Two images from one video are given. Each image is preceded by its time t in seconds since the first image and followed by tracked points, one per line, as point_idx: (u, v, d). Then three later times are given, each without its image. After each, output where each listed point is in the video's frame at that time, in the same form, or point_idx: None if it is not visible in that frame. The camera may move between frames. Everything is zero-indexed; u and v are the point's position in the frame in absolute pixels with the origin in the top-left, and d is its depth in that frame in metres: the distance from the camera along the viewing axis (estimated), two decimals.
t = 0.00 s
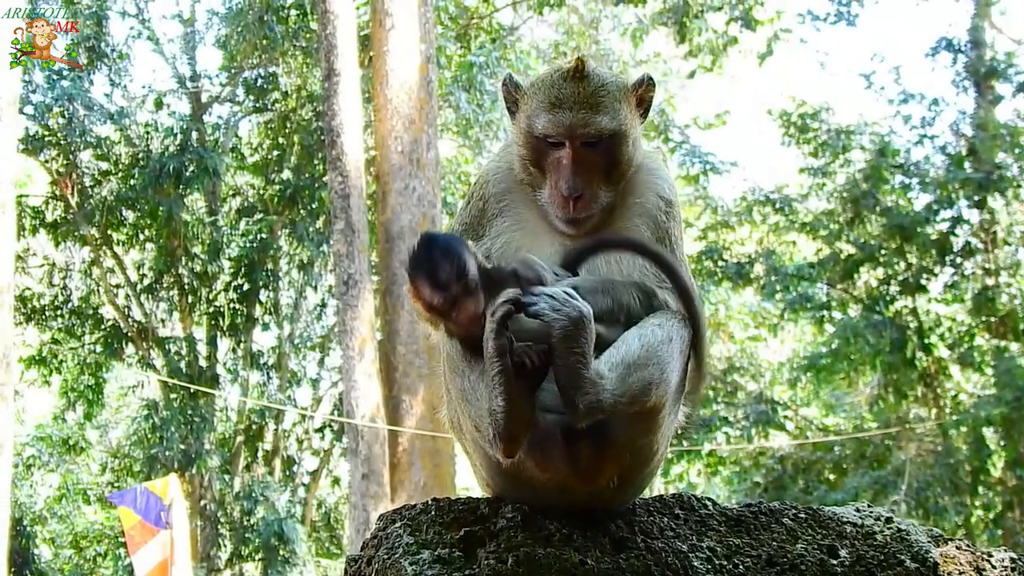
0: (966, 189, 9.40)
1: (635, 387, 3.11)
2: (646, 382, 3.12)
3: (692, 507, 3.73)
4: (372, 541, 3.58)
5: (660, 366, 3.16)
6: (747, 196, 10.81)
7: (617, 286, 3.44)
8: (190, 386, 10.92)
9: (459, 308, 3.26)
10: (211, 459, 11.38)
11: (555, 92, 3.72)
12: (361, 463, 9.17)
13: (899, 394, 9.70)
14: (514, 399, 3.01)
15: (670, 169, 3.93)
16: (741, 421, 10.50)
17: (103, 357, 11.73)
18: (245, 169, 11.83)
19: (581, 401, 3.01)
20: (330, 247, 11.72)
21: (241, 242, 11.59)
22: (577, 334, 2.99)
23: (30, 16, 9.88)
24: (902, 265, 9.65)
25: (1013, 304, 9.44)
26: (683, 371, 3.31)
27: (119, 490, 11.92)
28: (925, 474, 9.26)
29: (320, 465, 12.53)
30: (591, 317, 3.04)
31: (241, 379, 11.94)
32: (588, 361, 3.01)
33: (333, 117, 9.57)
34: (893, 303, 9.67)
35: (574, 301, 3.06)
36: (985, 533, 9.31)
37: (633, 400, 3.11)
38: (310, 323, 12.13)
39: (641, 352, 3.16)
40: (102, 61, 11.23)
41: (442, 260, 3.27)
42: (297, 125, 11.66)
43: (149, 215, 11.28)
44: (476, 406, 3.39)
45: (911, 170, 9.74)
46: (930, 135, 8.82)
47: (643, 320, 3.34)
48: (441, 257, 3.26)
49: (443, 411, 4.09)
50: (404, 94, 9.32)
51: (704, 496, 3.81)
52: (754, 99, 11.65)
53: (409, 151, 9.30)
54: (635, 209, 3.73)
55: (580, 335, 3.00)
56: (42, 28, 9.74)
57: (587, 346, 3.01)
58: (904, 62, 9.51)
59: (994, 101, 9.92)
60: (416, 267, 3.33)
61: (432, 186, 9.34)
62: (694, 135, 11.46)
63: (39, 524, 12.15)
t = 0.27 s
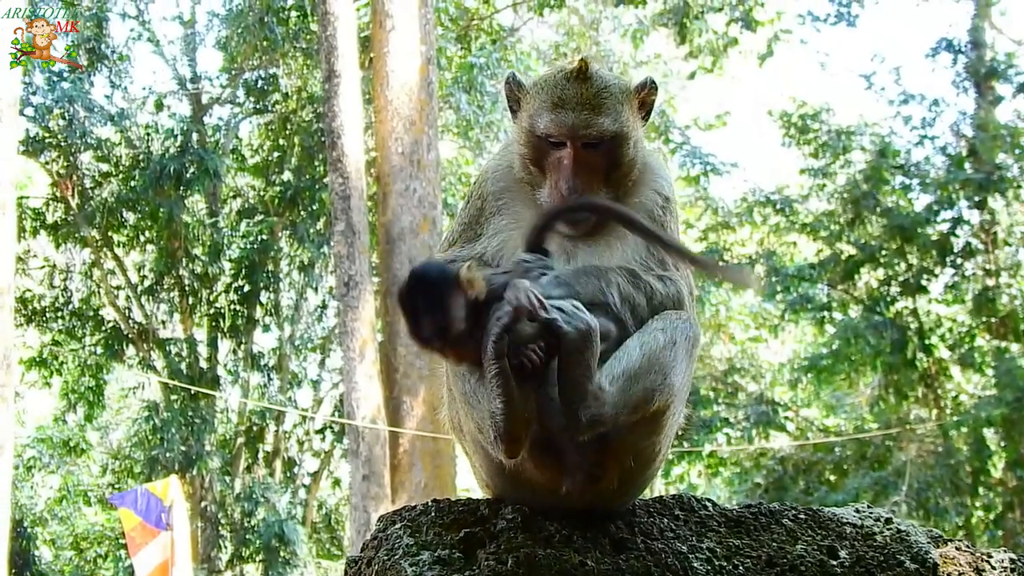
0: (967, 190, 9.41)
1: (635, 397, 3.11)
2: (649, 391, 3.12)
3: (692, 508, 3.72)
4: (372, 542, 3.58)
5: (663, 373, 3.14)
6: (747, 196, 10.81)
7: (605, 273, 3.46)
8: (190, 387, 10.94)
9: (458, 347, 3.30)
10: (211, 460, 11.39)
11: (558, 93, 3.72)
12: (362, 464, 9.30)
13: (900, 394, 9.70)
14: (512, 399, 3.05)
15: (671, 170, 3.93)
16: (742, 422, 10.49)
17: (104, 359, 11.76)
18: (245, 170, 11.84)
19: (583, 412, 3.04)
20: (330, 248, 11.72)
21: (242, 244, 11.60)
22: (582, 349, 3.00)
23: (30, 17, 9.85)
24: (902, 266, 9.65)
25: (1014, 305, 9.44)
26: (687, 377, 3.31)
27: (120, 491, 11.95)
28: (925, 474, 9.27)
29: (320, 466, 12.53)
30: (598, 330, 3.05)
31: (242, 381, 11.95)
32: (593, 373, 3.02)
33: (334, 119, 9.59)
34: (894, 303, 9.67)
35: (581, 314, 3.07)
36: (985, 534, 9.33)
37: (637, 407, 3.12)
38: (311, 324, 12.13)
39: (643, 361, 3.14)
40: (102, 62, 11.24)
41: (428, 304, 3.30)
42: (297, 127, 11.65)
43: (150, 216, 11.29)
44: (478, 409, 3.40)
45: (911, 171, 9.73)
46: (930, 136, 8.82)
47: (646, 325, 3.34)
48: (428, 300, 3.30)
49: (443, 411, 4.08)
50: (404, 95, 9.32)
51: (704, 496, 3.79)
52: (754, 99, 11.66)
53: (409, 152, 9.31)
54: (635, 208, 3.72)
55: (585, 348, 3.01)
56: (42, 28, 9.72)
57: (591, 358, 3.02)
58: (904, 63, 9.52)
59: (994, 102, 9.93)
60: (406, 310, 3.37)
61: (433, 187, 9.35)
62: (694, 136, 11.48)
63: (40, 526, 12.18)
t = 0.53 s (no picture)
0: (966, 190, 9.43)
1: (636, 406, 3.11)
2: (650, 399, 3.13)
3: (691, 509, 3.72)
4: (371, 543, 3.58)
5: (663, 379, 3.15)
6: (748, 197, 10.81)
7: (596, 265, 3.41)
8: (190, 388, 10.94)
9: (459, 369, 3.22)
10: (211, 461, 11.39)
11: (556, 91, 3.71)
12: (362, 465, 9.30)
13: (900, 395, 9.71)
14: (513, 401, 2.94)
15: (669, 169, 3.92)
16: (742, 422, 10.47)
17: (104, 359, 11.77)
18: (246, 171, 11.84)
19: (583, 424, 3.05)
20: (330, 249, 11.72)
21: (242, 244, 11.61)
22: (583, 361, 2.99)
23: (30, 17, 9.83)
24: (902, 266, 9.66)
25: (1014, 305, 9.46)
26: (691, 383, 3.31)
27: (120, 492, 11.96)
28: (925, 475, 9.28)
29: (320, 467, 12.54)
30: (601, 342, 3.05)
31: (242, 381, 11.95)
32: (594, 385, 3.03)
33: (334, 119, 9.60)
34: (894, 304, 9.68)
35: (585, 326, 3.07)
36: (985, 535, 9.34)
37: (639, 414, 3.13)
38: (311, 325, 12.13)
39: (643, 369, 3.14)
40: (102, 63, 11.23)
41: (423, 328, 3.23)
42: (297, 128, 11.65)
43: (150, 217, 11.30)
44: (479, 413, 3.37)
45: (911, 172, 9.74)
46: (930, 137, 8.83)
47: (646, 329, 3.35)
48: (423, 324, 3.23)
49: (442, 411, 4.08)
50: (404, 96, 9.32)
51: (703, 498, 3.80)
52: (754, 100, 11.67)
53: (410, 153, 9.31)
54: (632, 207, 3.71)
55: (588, 362, 3.00)
56: (42, 28, 9.70)
57: (594, 367, 3.03)
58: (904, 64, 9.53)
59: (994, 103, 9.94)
60: (402, 333, 3.30)
61: (433, 187, 9.35)
62: (694, 137, 11.50)
63: (40, 527, 12.18)
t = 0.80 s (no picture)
0: (966, 191, 9.44)
1: (638, 412, 3.16)
2: (652, 405, 3.17)
3: (691, 509, 3.71)
4: (371, 543, 3.57)
5: (664, 386, 3.19)
6: (748, 198, 10.81)
7: (587, 265, 3.36)
8: (190, 389, 10.93)
9: (453, 379, 3.25)
10: (212, 461, 11.40)
11: (552, 92, 3.63)
12: (363, 465, 9.31)
13: (900, 395, 9.71)
14: (513, 400, 2.94)
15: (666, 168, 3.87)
16: (742, 423, 10.47)
17: (104, 360, 11.78)
18: (246, 171, 11.85)
19: (585, 434, 3.12)
20: (331, 249, 11.72)
21: (242, 245, 11.61)
22: (587, 372, 3.01)
23: (30, 16, 9.81)
24: (903, 267, 9.67)
25: (1014, 306, 9.46)
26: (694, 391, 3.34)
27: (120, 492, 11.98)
28: (925, 476, 9.29)
29: (320, 467, 12.54)
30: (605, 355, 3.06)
31: (242, 382, 11.94)
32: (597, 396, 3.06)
33: (335, 120, 9.60)
34: (894, 304, 9.68)
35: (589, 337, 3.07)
36: (985, 535, 9.35)
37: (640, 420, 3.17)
38: (311, 325, 12.14)
39: (645, 376, 3.17)
40: (102, 63, 11.23)
41: (418, 339, 3.34)
42: (297, 128, 11.64)
43: (150, 217, 11.30)
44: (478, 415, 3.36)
45: (911, 172, 9.75)
46: (930, 138, 8.83)
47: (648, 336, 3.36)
48: (417, 334, 3.34)
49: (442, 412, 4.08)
50: (405, 96, 9.32)
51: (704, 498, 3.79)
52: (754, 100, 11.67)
53: (410, 153, 9.31)
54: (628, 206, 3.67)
55: (590, 373, 3.02)
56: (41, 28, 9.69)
57: (596, 378, 3.05)
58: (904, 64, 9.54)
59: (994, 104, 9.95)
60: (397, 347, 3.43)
61: (433, 188, 9.35)
62: (694, 138, 11.51)
63: (40, 527, 12.20)
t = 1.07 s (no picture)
0: (967, 192, 9.45)
1: (637, 416, 3.19)
2: (651, 408, 3.19)
3: (692, 510, 3.71)
4: (371, 544, 3.56)
5: (664, 388, 3.20)
6: (748, 199, 10.81)
7: (582, 268, 3.36)
8: (190, 389, 10.93)
9: (450, 377, 3.09)
10: (212, 462, 11.39)
11: (548, 94, 3.61)
12: (363, 466, 9.31)
13: (901, 396, 9.71)
14: (516, 399, 2.91)
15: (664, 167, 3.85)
16: (743, 424, 10.47)
17: (105, 360, 11.79)
18: (247, 172, 11.86)
19: (585, 440, 3.14)
20: (331, 250, 11.72)
21: (243, 245, 11.62)
22: (586, 380, 3.03)
23: (30, 16, 9.79)
24: (903, 268, 9.67)
25: (1015, 306, 9.47)
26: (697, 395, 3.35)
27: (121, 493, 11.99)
28: (926, 476, 9.30)
29: (321, 468, 12.55)
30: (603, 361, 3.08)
31: (243, 383, 11.91)
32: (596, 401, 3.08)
33: (335, 121, 9.60)
34: (895, 305, 9.68)
35: (588, 344, 3.07)
36: (986, 536, 9.36)
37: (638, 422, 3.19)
38: (311, 326, 12.14)
39: (644, 379, 3.19)
40: (102, 64, 11.23)
41: (410, 336, 3.11)
42: (298, 129, 11.62)
43: (151, 218, 11.29)
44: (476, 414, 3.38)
45: (911, 173, 9.75)
46: (931, 138, 8.83)
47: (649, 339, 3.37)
48: (409, 335, 3.09)
49: (443, 415, 4.09)
50: (405, 97, 9.33)
51: (704, 499, 3.79)
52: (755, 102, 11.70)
53: (411, 154, 9.31)
54: (625, 208, 3.65)
55: (588, 380, 3.03)
56: (41, 28, 9.66)
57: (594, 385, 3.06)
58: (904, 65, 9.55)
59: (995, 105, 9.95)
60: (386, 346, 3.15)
61: (433, 189, 9.35)
62: (694, 139, 11.53)
63: (40, 528, 12.21)
